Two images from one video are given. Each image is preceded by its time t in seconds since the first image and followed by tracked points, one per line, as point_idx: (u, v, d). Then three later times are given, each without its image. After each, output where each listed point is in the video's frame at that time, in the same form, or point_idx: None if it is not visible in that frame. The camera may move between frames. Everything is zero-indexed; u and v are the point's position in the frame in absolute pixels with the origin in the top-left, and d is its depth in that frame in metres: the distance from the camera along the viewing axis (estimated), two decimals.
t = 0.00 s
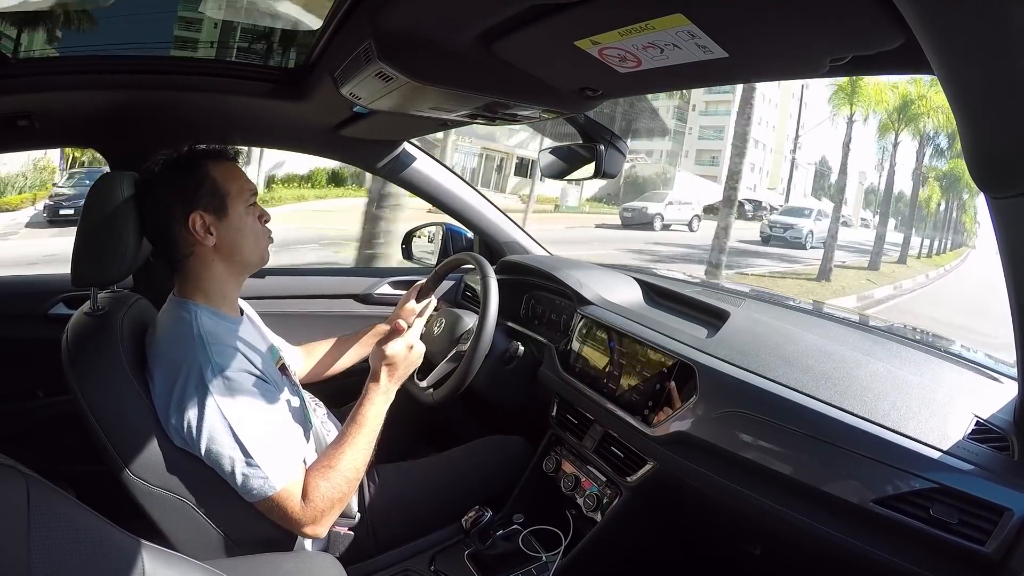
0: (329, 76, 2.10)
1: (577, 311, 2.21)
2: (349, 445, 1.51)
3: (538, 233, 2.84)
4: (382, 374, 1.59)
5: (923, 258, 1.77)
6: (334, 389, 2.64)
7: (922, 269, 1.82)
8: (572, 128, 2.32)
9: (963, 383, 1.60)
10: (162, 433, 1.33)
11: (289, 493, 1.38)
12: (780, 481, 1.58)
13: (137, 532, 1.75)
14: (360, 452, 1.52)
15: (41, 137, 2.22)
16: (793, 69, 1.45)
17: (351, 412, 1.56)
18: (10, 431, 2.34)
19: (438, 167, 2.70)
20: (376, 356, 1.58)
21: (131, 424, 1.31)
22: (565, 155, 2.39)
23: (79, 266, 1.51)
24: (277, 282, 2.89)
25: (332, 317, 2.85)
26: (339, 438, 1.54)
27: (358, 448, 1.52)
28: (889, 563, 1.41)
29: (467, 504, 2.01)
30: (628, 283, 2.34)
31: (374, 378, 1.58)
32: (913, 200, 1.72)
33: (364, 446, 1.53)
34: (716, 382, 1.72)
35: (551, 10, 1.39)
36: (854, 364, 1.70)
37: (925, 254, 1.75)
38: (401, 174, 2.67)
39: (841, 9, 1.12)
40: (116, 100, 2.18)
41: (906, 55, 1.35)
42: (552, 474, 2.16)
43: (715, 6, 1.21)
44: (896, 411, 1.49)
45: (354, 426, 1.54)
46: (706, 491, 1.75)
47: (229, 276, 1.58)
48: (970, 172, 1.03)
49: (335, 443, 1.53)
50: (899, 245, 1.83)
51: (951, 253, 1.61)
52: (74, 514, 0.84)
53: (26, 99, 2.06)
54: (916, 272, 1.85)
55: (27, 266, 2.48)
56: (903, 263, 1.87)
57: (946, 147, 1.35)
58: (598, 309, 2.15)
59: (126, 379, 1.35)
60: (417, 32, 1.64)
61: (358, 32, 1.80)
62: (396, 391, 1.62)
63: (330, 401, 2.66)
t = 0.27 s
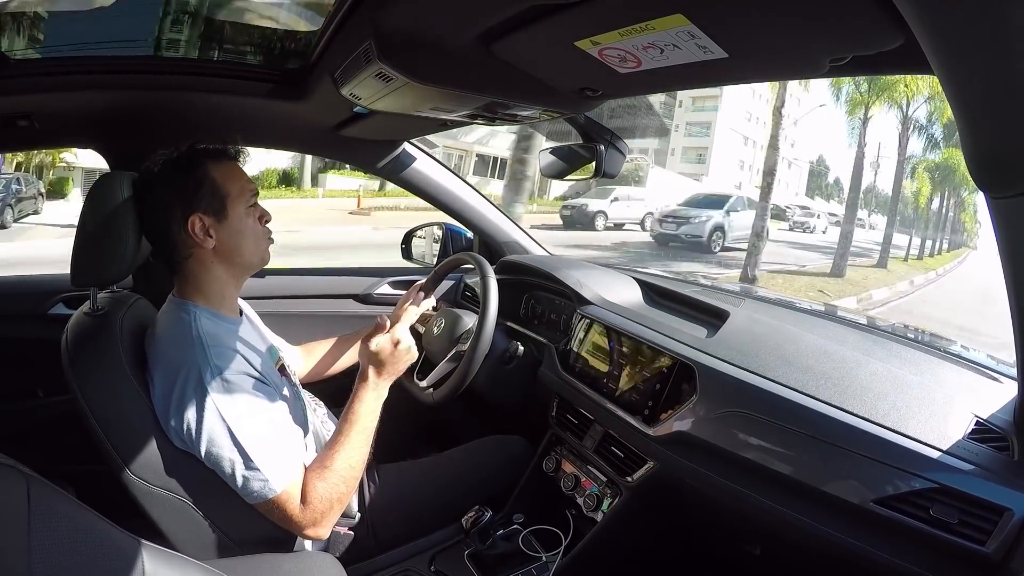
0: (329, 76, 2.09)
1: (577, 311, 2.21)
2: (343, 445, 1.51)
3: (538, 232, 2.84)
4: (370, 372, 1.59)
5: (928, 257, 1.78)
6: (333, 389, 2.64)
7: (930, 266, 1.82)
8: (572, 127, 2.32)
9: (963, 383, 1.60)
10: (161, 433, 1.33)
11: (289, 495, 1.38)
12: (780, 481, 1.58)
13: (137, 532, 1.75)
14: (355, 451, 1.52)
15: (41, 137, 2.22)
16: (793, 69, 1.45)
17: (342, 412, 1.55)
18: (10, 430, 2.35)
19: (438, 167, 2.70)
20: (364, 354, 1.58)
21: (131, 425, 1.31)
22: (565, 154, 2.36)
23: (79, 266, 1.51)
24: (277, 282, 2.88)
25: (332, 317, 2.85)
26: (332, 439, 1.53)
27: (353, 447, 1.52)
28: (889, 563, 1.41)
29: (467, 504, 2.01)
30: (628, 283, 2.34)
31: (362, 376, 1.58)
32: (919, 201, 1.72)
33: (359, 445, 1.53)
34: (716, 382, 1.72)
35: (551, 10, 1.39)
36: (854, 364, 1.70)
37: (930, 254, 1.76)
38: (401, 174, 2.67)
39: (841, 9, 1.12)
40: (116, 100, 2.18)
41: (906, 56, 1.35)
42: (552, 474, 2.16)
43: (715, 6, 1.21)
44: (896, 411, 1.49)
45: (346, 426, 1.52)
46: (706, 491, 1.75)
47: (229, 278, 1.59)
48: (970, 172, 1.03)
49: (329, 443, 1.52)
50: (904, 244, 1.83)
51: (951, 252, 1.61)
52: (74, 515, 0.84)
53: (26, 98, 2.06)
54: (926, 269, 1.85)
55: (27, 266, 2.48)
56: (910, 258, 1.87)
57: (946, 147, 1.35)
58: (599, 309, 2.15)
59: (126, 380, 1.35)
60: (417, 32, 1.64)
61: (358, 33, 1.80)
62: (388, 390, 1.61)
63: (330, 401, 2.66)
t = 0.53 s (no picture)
0: (329, 76, 2.09)
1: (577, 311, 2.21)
2: (328, 444, 1.48)
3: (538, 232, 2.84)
4: (343, 366, 1.58)
5: (919, 257, 1.88)
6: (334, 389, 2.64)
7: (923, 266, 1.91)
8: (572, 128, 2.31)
9: (964, 383, 1.60)
10: (161, 433, 1.33)
11: (284, 498, 1.38)
12: (780, 481, 1.58)
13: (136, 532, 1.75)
14: (341, 449, 1.50)
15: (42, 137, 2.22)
16: (793, 69, 1.45)
17: (322, 411, 1.53)
18: (11, 430, 2.35)
19: (438, 167, 2.70)
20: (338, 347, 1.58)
21: (130, 425, 1.31)
22: (565, 154, 2.38)
23: (78, 266, 1.50)
24: (277, 283, 2.89)
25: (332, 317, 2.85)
26: (316, 439, 1.50)
27: (338, 445, 1.50)
28: (890, 563, 1.41)
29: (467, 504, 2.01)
30: (628, 283, 2.34)
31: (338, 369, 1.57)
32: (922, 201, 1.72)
33: (342, 440, 1.50)
34: (716, 382, 1.72)
35: (551, 10, 1.39)
36: (854, 364, 1.70)
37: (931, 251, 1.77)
38: (401, 174, 2.67)
39: (841, 8, 1.12)
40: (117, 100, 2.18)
41: (906, 55, 1.35)
42: (552, 474, 2.16)
43: (715, 6, 1.21)
44: (896, 411, 1.49)
45: (328, 424, 1.50)
46: (706, 491, 1.75)
47: (228, 281, 1.59)
48: (970, 171, 1.03)
49: (315, 441, 1.50)
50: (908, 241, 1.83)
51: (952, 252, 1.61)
52: (73, 515, 0.83)
53: (27, 99, 2.06)
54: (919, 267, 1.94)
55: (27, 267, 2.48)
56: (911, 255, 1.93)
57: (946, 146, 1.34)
58: (599, 309, 2.15)
59: (125, 380, 1.35)
60: (417, 32, 1.64)
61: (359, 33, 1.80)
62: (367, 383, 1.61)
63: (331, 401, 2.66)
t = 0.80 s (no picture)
0: (329, 76, 2.09)
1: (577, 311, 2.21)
2: (345, 450, 1.49)
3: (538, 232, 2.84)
4: (381, 380, 1.55)
5: (918, 259, 1.83)
6: (333, 389, 2.64)
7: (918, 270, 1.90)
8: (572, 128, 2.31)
9: (963, 383, 1.60)
10: (161, 433, 1.33)
11: (286, 497, 1.37)
12: (779, 481, 1.58)
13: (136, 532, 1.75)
14: (357, 458, 1.50)
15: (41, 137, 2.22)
16: (793, 69, 1.45)
17: (348, 417, 1.53)
18: (11, 430, 2.35)
19: (438, 167, 2.70)
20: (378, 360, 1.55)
21: (131, 425, 1.31)
22: (565, 154, 2.39)
23: (78, 265, 1.50)
24: (277, 283, 2.89)
25: (332, 317, 2.85)
26: (335, 444, 1.51)
27: (355, 453, 1.50)
28: (890, 563, 1.41)
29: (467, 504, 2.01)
30: (628, 283, 2.34)
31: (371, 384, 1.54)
32: (914, 199, 1.71)
33: (362, 452, 1.51)
34: (716, 382, 1.72)
35: (552, 10, 1.39)
36: (854, 364, 1.70)
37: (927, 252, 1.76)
38: (401, 174, 2.67)
39: (841, 9, 1.13)
40: (117, 100, 2.18)
41: (906, 55, 1.34)
42: (552, 474, 2.16)
43: (715, 7, 1.21)
44: (896, 411, 1.49)
45: (351, 431, 1.51)
46: (706, 491, 1.75)
47: (229, 280, 1.59)
48: (970, 172, 1.03)
49: (333, 446, 1.51)
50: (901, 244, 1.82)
51: (951, 251, 1.61)
52: (73, 514, 0.84)
53: (27, 99, 2.06)
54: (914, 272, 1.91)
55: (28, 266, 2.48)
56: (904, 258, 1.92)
57: (946, 145, 1.35)
58: (599, 309, 2.16)
59: (125, 380, 1.35)
60: (417, 33, 1.64)
61: (359, 33, 1.80)
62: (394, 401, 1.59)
63: (330, 401, 2.66)
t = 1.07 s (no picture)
0: (329, 76, 2.09)
1: (577, 311, 2.21)
2: (330, 440, 1.50)
3: (538, 233, 2.84)
4: (343, 363, 1.58)
5: (914, 258, 1.79)
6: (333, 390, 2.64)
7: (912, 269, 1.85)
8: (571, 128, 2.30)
9: (963, 383, 1.60)
10: (162, 433, 1.33)
11: (288, 494, 1.38)
12: (780, 482, 1.58)
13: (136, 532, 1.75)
14: (343, 445, 1.51)
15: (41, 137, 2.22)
16: (793, 69, 1.45)
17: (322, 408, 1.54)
18: (10, 430, 2.35)
19: (438, 167, 2.70)
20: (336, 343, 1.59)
21: (131, 425, 1.31)
22: (565, 154, 2.38)
23: (78, 265, 1.50)
24: (277, 283, 2.88)
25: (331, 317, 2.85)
26: (317, 436, 1.51)
27: (340, 441, 1.51)
28: (890, 563, 1.41)
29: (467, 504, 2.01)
30: (628, 283, 2.33)
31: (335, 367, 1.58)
32: (907, 195, 1.69)
33: (344, 433, 1.52)
34: (716, 382, 1.72)
35: (552, 9, 1.39)
36: (854, 364, 1.70)
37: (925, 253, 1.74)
38: (401, 174, 2.67)
39: (842, 9, 1.12)
40: (116, 100, 2.18)
41: (907, 55, 1.34)
42: (552, 474, 2.16)
43: (715, 6, 1.21)
44: (896, 411, 1.49)
45: (330, 421, 1.51)
46: (706, 491, 1.75)
47: (228, 281, 1.58)
48: (971, 172, 1.03)
49: (316, 437, 1.51)
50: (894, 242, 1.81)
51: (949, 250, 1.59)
52: (73, 516, 0.84)
53: (26, 99, 2.06)
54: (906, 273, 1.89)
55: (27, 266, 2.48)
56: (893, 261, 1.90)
57: (946, 145, 1.34)
58: (598, 309, 2.15)
59: (126, 380, 1.35)
60: (417, 33, 1.64)
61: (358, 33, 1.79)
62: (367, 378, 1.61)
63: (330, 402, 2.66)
